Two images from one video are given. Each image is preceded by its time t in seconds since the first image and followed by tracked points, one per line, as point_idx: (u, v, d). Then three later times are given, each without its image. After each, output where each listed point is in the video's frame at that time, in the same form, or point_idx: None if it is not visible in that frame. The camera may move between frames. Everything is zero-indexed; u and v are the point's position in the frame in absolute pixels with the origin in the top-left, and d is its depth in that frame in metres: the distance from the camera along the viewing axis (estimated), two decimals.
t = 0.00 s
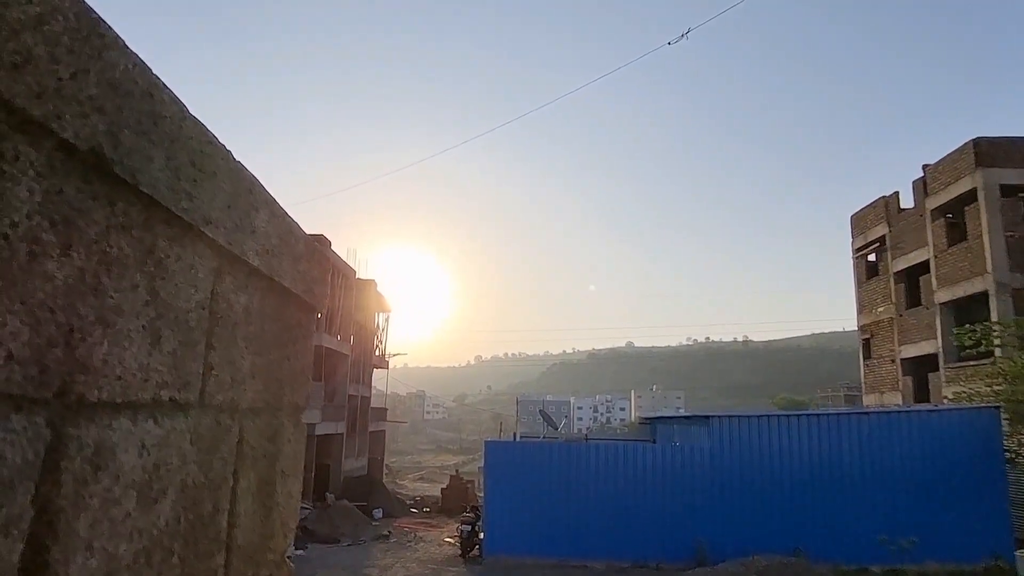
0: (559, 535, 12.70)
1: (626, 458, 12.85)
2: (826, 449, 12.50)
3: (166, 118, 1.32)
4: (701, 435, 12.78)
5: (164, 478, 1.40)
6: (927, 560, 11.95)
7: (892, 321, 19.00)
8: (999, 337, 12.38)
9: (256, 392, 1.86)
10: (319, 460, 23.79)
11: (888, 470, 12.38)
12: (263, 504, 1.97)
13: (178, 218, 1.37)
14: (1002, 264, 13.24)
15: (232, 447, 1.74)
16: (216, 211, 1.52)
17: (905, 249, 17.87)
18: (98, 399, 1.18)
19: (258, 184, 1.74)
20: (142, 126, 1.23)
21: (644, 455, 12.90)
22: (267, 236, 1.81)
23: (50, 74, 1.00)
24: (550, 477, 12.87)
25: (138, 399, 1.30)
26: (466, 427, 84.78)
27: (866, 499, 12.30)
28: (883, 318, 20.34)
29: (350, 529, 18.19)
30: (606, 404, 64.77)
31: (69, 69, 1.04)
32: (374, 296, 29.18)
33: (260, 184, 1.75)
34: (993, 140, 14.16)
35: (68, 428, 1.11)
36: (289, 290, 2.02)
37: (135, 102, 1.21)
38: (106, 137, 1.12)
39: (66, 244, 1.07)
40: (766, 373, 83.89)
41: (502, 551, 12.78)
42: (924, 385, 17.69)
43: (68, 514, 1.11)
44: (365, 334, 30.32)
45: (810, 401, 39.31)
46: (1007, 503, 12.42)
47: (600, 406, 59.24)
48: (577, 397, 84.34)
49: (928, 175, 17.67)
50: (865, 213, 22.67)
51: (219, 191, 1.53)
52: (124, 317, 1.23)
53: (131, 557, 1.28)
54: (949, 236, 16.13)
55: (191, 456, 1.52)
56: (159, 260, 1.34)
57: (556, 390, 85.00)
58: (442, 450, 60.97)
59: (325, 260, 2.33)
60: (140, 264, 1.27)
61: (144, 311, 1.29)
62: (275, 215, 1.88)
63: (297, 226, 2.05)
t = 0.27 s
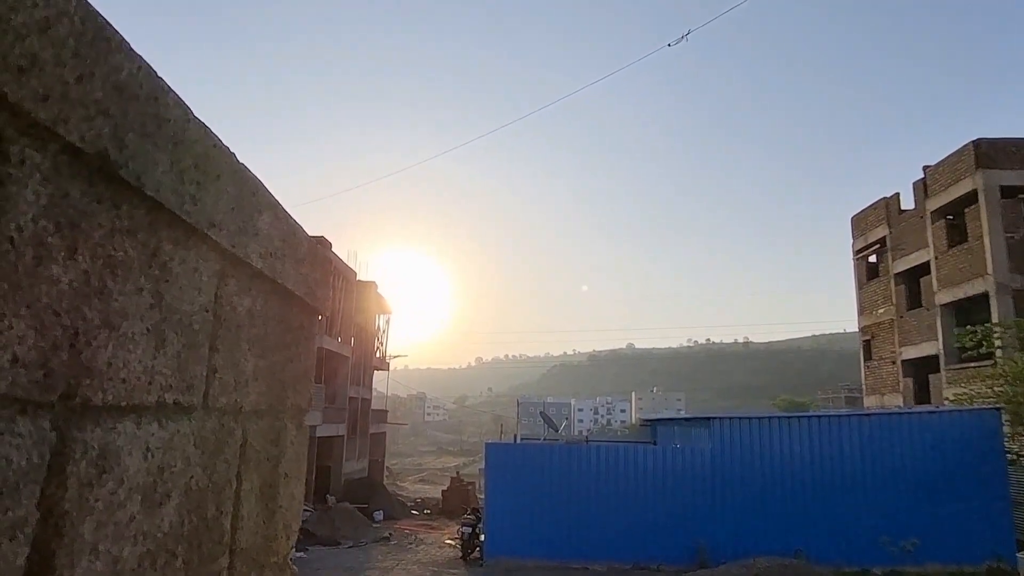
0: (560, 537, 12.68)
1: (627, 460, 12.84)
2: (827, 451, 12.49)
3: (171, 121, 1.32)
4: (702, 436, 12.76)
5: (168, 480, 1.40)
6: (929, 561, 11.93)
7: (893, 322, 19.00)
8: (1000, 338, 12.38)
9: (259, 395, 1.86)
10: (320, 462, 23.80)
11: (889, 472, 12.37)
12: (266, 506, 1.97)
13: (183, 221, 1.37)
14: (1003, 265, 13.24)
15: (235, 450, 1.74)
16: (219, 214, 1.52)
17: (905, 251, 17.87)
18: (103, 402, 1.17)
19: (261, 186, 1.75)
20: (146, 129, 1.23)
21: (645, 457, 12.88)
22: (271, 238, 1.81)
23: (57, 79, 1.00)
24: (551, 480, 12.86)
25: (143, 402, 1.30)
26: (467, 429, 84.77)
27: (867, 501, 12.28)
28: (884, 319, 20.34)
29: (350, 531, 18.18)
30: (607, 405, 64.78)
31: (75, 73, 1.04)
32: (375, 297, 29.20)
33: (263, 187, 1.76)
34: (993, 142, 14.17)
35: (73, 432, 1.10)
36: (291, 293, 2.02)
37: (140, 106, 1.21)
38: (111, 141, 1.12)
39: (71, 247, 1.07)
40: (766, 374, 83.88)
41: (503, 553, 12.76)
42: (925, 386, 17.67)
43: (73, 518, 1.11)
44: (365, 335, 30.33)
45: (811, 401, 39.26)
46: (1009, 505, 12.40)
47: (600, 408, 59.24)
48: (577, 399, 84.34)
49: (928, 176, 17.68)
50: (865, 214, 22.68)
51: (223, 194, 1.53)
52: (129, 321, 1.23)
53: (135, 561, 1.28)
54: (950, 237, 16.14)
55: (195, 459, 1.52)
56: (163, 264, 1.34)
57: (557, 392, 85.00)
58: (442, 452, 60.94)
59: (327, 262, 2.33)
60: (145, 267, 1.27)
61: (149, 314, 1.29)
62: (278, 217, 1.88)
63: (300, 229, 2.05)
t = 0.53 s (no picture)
0: (562, 537, 12.67)
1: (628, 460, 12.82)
2: (829, 451, 12.47)
3: (173, 116, 1.31)
4: (703, 437, 12.74)
5: (171, 479, 1.39)
6: (931, 562, 11.91)
7: (894, 323, 18.98)
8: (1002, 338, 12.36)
9: (262, 393, 1.85)
10: (321, 463, 23.80)
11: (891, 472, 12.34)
12: (269, 505, 1.96)
13: (186, 217, 1.36)
14: (1004, 265, 13.22)
15: (238, 448, 1.73)
16: (222, 211, 1.51)
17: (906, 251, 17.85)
18: (105, 399, 1.17)
19: (264, 183, 1.74)
20: (149, 124, 1.22)
21: (647, 457, 12.87)
22: (274, 235, 1.80)
23: (59, 71, 0.99)
24: (552, 480, 12.85)
25: (146, 400, 1.29)
26: (468, 430, 84.78)
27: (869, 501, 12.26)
28: (885, 319, 20.33)
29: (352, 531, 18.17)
30: (608, 406, 64.80)
31: (77, 66, 1.03)
32: (376, 298, 29.20)
33: (266, 184, 1.75)
34: (995, 141, 14.15)
35: (75, 428, 1.10)
36: (294, 290, 2.01)
37: (143, 101, 1.20)
38: (114, 135, 1.12)
39: (74, 243, 1.06)
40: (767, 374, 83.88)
41: (505, 553, 12.74)
42: (927, 386, 17.66)
43: (75, 516, 1.10)
44: (366, 336, 30.34)
45: (812, 402, 39.23)
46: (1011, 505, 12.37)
47: (602, 408, 59.24)
48: (578, 400, 84.33)
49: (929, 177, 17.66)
50: (866, 215, 22.67)
51: (226, 191, 1.52)
52: (132, 318, 1.22)
53: (138, 560, 1.27)
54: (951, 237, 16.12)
55: (198, 457, 1.51)
56: (166, 261, 1.33)
57: (558, 392, 85.01)
58: (444, 452, 60.95)
59: (330, 261, 2.32)
60: (147, 264, 1.26)
61: (151, 311, 1.28)
62: (281, 215, 1.87)
63: (302, 227, 2.04)
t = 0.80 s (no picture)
0: (565, 537, 12.67)
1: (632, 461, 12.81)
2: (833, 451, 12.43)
3: (177, 118, 1.31)
4: (707, 437, 12.72)
5: (175, 481, 1.39)
6: (935, 563, 11.89)
7: (898, 322, 18.94)
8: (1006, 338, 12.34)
9: (265, 395, 1.85)
10: (324, 464, 23.83)
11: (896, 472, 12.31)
12: (273, 507, 1.96)
13: (190, 218, 1.36)
14: (1009, 264, 13.19)
15: (242, 451, 1.73)
16: (227, 213, 1.51)
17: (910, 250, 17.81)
18: (109, 402, 1.17)
19: (268, 185, 1.74)
20: (154, 126, 1.22)
21: (650, 458, 12.85)
22: (278, 238, 1.80)
23: (64, 74, 0.99)
24: (556, 481, 12.84)
25: (149, 402, 1.29)
26: (472, 431, 84.81)
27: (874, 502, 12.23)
28: (889, 319, 20.29)
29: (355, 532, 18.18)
30: (611, 406, 64.78)
31: (82, 69, 1.03)
32: (379, 298, 29.25)
33: (269, 186, 1.75)
34: (999, 141, 14.12)
35: (79, 431, 1.10)
36: (298, 292, 2.01)
37: (147, 103, 1.20)
38: (119, 137, 1.12)
39: (78, 246, 1.06)
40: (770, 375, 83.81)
41: (509, 554, 12.73)
42: (931, 386, 17.62)
43: (79, 519, 1.10)
44: (370, 336, 30.37)
45: (815, 403, 39.18)
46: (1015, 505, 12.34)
47: (605, 409, 59.25)
48: (581, 400, 84.32)
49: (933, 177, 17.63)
50: (869, 215, 22.62)
51: (230, 193, 1.52)
52: (135, 320, 1.22)
53: (142, 562, 1.27)
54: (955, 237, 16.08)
55: (202, 459, 1.51)
56: (170, 263, 1.33)
57: (561, 393, 85.00)
58: (447, 453, 60.97)
59: (334, 263, 2.32)
60: (151, 266, 1.26)
61: (155, 312, 1.28)
62: (285, 217, 1.87)
63: (306, 228, 2.04)
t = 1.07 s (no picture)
0: (568, 539, 12.67)
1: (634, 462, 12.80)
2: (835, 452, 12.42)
3: (183, 126, 1.32)
4: (709, 439, 12.71)
5: (180, 485, 1.41)
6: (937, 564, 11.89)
7: (900, 323, 18.94)
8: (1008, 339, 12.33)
9: (269, 399, 1.86)
10: (326, 465, 23.85)
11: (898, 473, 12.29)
12: (276, 510, 1.97)
13: (195, 225, 1.38)
14: (1011, 265, 13.18)
15: (246, 454, 1.74)
16: (231, 219, 1.53)
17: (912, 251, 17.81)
18: (116, 407, 1.18)
19: (271, 191, 1.75)
20: (160, 134, 1.24)
21: (652, 459, 12.85)
22: (281, 243, 1.82)
23: (73, 84, 1.01)
24: (558, 482, 12.83)
25: (155, 406, 1.30)
26: (473, 432, 84.85)
27: (876, 503, 12.22)
28: (891, 320, 20.28)
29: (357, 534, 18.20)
30: (613, 407, 64.77)
31: (90, 80, 1.05)
32: (381, 300, 29.30)
33: (273, 191, 1.76)
34: (1001, 142, 14.11)
35: (86, 436, 1.11)
36: (301, 297, 2.02)
37: (154, 113, 1.22)
38: (125, 146, 1.13)
39: (86, 254, 1.07)
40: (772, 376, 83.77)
41: (511, 556, 12.72)
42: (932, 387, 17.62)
43: (86, 523, 1.11)
44: (371, 338, 30.41)
45: (817, 404, 39.15)
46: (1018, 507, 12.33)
47: (607, 410, 59.24)
48: (583, 401, 84.30)
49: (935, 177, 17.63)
50: (871, 216, 22.62)
51: (234, 199, 1.53)
52: (141, 326, 1.23)
53: (148, 565, 1.28)
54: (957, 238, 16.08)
55: (206, 462, 1.53)
56: (175, 269, 1.34)
57: (563, 394, 85.00)
58: (449, 454, 61.00)
59: (337, 267, 2.33)
60: (157, 272, 1.28)
61: (161, 318, 1.30)
62: (288, 222, 1.88)
63: (309, 233, 2.06)
